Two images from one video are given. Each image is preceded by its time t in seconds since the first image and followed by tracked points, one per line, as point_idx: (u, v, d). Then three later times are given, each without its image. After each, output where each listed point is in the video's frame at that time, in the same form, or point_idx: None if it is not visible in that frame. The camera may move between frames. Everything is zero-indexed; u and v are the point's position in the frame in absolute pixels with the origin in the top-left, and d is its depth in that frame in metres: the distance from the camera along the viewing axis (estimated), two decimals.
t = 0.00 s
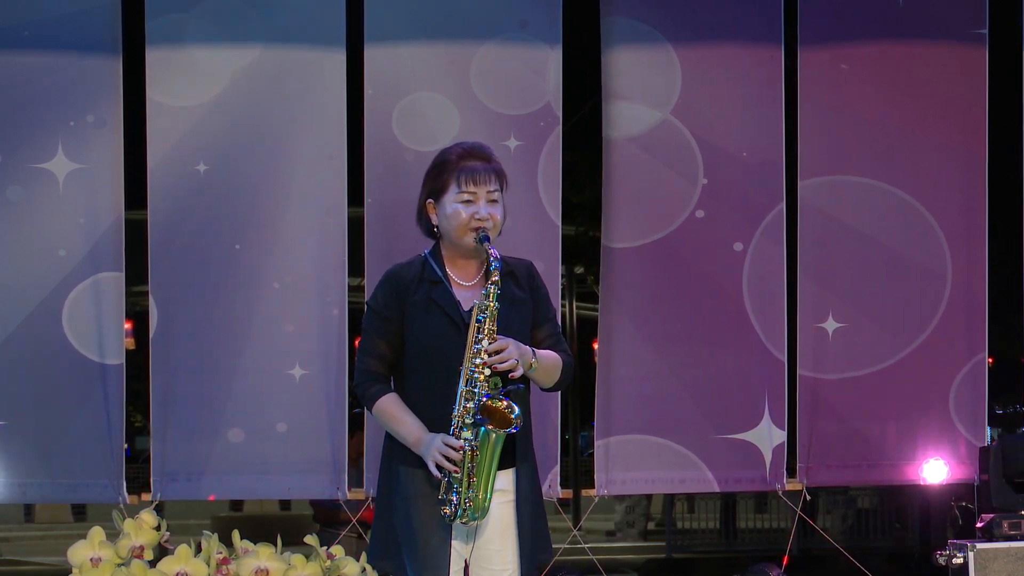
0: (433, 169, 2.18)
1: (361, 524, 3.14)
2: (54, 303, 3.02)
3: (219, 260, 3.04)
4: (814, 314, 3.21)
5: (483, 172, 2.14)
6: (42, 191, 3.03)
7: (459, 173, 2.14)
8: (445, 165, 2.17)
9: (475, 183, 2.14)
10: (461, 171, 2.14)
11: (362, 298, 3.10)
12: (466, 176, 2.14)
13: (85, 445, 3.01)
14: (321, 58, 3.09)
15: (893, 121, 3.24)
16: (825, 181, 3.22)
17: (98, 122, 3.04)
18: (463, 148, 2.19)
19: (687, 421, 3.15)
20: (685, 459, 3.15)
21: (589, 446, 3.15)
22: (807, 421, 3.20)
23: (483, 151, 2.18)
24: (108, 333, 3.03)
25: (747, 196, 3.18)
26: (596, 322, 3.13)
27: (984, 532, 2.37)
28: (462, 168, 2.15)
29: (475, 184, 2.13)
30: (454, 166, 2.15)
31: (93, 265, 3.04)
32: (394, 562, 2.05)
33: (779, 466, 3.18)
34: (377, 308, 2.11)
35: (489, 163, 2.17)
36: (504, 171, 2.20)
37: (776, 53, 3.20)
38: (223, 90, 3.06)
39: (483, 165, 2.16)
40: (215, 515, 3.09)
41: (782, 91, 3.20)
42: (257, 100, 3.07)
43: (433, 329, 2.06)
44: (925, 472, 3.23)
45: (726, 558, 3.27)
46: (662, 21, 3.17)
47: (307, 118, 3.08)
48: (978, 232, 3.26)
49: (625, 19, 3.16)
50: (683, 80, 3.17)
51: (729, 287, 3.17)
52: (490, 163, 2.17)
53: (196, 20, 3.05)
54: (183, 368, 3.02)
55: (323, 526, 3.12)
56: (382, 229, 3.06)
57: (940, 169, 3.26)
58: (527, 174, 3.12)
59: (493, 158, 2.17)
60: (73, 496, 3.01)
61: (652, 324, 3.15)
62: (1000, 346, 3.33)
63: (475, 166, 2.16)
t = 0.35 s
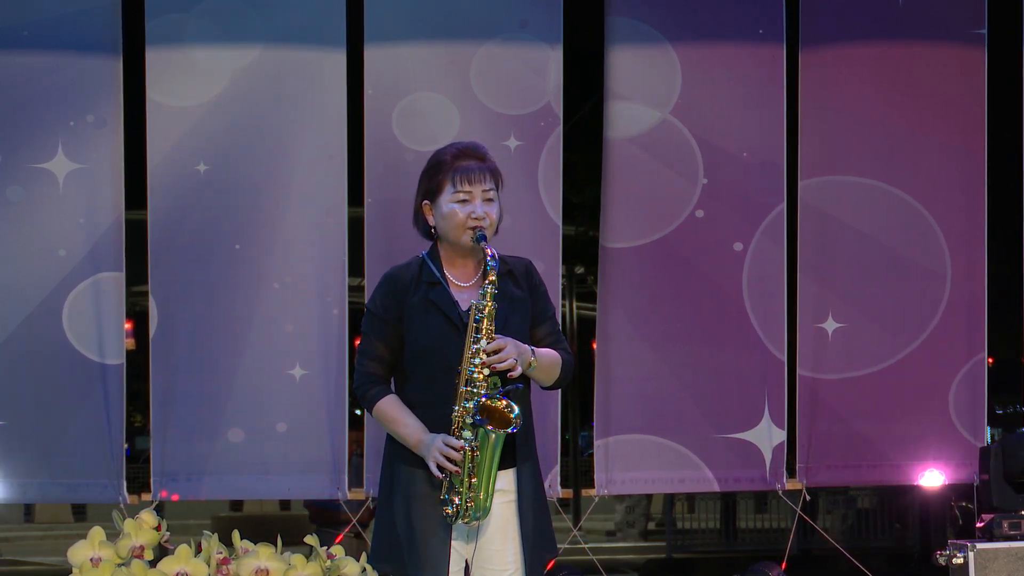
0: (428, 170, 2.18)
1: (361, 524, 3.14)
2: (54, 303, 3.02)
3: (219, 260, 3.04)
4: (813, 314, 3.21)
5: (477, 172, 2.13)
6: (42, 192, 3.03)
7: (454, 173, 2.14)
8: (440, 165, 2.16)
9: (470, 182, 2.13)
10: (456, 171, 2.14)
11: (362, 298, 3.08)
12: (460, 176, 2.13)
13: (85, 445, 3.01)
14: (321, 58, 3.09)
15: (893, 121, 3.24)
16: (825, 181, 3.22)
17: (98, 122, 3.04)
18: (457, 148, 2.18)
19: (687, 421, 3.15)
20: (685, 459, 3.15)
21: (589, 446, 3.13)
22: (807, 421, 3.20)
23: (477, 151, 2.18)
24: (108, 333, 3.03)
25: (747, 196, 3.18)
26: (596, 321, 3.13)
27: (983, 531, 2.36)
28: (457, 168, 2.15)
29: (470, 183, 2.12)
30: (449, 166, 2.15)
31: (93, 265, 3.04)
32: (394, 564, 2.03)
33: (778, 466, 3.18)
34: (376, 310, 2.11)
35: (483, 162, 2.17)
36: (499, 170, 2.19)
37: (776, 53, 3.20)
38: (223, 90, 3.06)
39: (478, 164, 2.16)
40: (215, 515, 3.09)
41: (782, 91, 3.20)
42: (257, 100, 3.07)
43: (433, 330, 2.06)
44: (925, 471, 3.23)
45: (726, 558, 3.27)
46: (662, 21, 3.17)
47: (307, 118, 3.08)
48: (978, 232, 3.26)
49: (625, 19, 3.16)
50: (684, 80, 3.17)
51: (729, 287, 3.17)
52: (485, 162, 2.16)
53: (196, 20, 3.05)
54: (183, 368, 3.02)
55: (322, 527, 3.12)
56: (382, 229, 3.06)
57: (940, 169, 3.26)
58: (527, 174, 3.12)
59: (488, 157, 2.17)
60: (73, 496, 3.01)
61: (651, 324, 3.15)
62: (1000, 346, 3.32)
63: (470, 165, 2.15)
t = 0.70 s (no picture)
0: (425, 170, 2.18)
1: (361, 524, 3.14)
2: (54, 303, 3.02)
3: (219, 260, 3.04)
4: (813, 314, 3.21)
5: (475, 171, 2.13)
6: (42, 192, 3.03)
7: (451, 173, 2.14)
8: (437, 165, 2.17)
9: (467, 181, 2.13)
10: (454, 170, 2.14)
11: (362, 298, 3.11)
12: (457, 175, 2.13)
13: (85, 445, 3.01)
14: (321, 58, 3.09)
15: (893, 121, 3.24)
16: (825, 181, 3.22)
17: (98, 122, 3.04)
18: (454, 147, 2.18)
19: (687, 421, 3.15)
20: (685, 459, 3.15)
21: (589, 446, 3.17)
22: (807, 421, 3.20)
23: (474, 150, 2.18)
24: (108, 333, 3.03)
25: (747, 196, 3.18)
26: (595, 323, 3.14)
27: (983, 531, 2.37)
28: (454, 167, 2.15)
29: (468, 182, 2.12)
30: (447, 165, 2.15)
31: (94, 265, 3.04)
32: (395, 564, 2.04)
33: (779, 466, 3.18)
34: (376, 311, 2.11)
35: (481, 161, 2.16)
36: (496, 169, 2.20)
37: (776, 53, 3.20)
38: (223, 90, 3.06)
39: (475, 164, 2.16)
40: (215, 515, 3.09)
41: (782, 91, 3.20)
42: (256, 100, 3.07)
43: (433, 330, 2.06)
44: (926, 471, 3.23)
45: (726, 558, 3.27)
46: (662, 20, 3.17)
47: (307, 118, 3.08)
48: (978, 232, 3.26)
49: (625, 19, 3.15)
50: (683, 80, 3.17)
51: (729, 287, 3.17)
52: (482, 162, 2.16)
53: (196, 21, 3.05)
54: (183, 369, 3.02)
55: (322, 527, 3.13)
56: (382, 228, 3.06)
57: (940, 169, 3.26)
58: (527, 174, 3.12)
59: (485, 156, 2.17)
60: (73, 496, 3.01)
61: (651, 324, 3.15)
62: (1000, 346, 3.32)
63: (467, 164, 2.15)
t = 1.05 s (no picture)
0: (430, 170, 2.18)
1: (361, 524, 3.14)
2: (54, 303, 3.02)
3: (219, 260, 3.04)
4: (813, 313, 3.21)
5: (478, 172, 2.13)
6: (42, 192, 3.03)
7: (454, 173, 2.13)
8: (441, 165, 2.16)
9: (471, 182, 2.13)
10: (457, 170, 2.14)
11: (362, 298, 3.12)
12: (462, 175, 2.13)
13: (85, 445, 3.01)
14: (321, 58, 3.09)
15: (893, 121, 3.24)
16: (824, 181, 3.22)
17: (98, 122, 3.04)
18: (459, 148, 2.18)
19: (686, 421, 3.15)
20: (685, 459, 3.15)
21: (589, 447, 3.18)
22: (806, 421, 3.20)
23: (478, 151, 2.17)
24: (108, 333, 3.03)
25: (747, 196, 3.18)
26: (595, 322, 3.14)
27: (983, 532, 2.37)
28: (458, 168, 2.14)
29: (471, 183, 2.12)
30: (451, 166, 2.15)
31: (94, 265, 3.04)
32: (394, 564, 2.03)
33: (778, 466, 3.18)
34: (377, 310, 2.12)
35: (485, 162, 2.16)
36: (501, 170, 2.19)
37: (776, 53, 3.20)
38: (223, 89, 3.06)
39: (479, 164, 2.15)
40: (215, 515, 3.09)
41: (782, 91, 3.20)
42: (256, 100, 3.07)
43: (433, 330, 2.06)
44: (925, 471, 3.22)
45: (726, 558, 3.27)
46: (662, 20, 3.17)
47: (307, 118, 3.08)
48: (978, 232, 3.26)
49: (625, 19, 3.15)
50: (684, 80, 3.17)
51: (729, 287, 3.17)
52: (486, 162, 2.16)
53: (196, 20, 3.05)
54: (183, 368, 3.02)
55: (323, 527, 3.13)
56: (382, 229, 3.06)
57: (940, 169, 3.26)
58: (527, 174, 3.12)
59: (489, 157, 2.16)
60: (73, 496, 3.01)
61: (651, 324, 3.15)
62: (999, 346, 3.32)
63: (471, 165, 2.15)
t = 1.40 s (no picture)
0: (431, 170, 2.18)
1: (361, 524, 3.14)
2: (54, 303, 3.02)
3: (219, 260, 3.04)
4: (813, 313, 3.21)
5: (479, 172, 2.13)
6: (42, 192, 3.03)
7: (456, 173, 2.13)
8: (442, 165, 2.16)
9: (472, 183, 2.13)
10: (458, 171, 2.13)
11: (362, 298, 3.11)
12: (463, 176, 2.12)
13: (85, 445, 3.01)
14: (321, 58, 3.09)
15: (893, 121, 3.24)
16: (824, 181, 3.22)
17: (98, 122, 3.04)
18: (460, 148, 2.18)
19: (686, 421, 3.15)
20: (685, 459, 3.15)
21: (590, 446, 3.17)
22: (806, 421, 3.20)
23: (480, 151, 2.17)
24: (108, 333, 3.03)
25: (747, 196, 3.18)
26: (595, 321, 3.14)
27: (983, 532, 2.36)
28: (459, 168, 2.14)
29: (473, 184, 2.12)
30: (452, 166, 2.15)
31: (94, 265, 3.04)
32: (394, 564, 2.03)
33: (778, 466, 3.19)
34: (377, 310, 2.11)
35: (486, 162, 2.16)
36: (502, 171, 2.19)
37: (776, 53, 3.20)
38: (223, 89, 3.06)
39: (481, 165, 2.15)
40: (215, 515, 3.09)
41: (782, 91, 3.20)
42: (256, 100, 3.07)
43: (433, 331, 2.06)
44: (926, 471, 3.22)
45: (726, 558, 3.27)
46: (662, 20, 3.17)
47: (307, 118, 3.08)
48: (978, 232, 3.26)
49: (625, 19, 3.15)
50: (684, 80, 3.17)
51: (729, 287, 3.17)
52: (487, 163, 2.15)
53: (196, 20, 3.05)
54: (183, 368, 3.02)
55: (322, 527, 3.13)
56: (382, 229, 3.06)
57: (940, 169, 3.25)
58: (527, 174, 3.12)
59: (490, 158, 2.16)
60: (73, 496, 3.01)
61: (651, 324, 3.15)
62: (999, 346, 3.32)
63: (472, 166, 2.15)
